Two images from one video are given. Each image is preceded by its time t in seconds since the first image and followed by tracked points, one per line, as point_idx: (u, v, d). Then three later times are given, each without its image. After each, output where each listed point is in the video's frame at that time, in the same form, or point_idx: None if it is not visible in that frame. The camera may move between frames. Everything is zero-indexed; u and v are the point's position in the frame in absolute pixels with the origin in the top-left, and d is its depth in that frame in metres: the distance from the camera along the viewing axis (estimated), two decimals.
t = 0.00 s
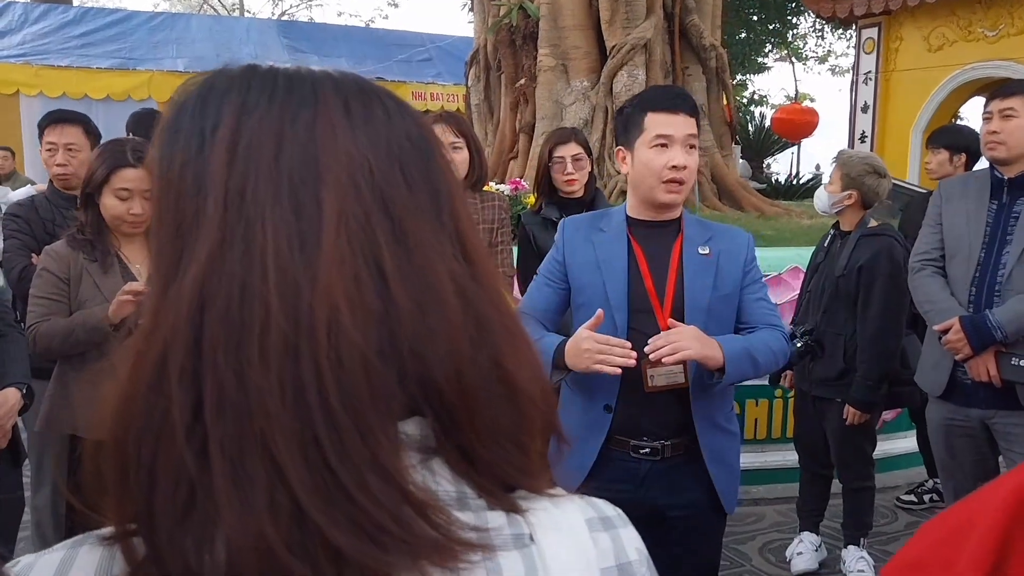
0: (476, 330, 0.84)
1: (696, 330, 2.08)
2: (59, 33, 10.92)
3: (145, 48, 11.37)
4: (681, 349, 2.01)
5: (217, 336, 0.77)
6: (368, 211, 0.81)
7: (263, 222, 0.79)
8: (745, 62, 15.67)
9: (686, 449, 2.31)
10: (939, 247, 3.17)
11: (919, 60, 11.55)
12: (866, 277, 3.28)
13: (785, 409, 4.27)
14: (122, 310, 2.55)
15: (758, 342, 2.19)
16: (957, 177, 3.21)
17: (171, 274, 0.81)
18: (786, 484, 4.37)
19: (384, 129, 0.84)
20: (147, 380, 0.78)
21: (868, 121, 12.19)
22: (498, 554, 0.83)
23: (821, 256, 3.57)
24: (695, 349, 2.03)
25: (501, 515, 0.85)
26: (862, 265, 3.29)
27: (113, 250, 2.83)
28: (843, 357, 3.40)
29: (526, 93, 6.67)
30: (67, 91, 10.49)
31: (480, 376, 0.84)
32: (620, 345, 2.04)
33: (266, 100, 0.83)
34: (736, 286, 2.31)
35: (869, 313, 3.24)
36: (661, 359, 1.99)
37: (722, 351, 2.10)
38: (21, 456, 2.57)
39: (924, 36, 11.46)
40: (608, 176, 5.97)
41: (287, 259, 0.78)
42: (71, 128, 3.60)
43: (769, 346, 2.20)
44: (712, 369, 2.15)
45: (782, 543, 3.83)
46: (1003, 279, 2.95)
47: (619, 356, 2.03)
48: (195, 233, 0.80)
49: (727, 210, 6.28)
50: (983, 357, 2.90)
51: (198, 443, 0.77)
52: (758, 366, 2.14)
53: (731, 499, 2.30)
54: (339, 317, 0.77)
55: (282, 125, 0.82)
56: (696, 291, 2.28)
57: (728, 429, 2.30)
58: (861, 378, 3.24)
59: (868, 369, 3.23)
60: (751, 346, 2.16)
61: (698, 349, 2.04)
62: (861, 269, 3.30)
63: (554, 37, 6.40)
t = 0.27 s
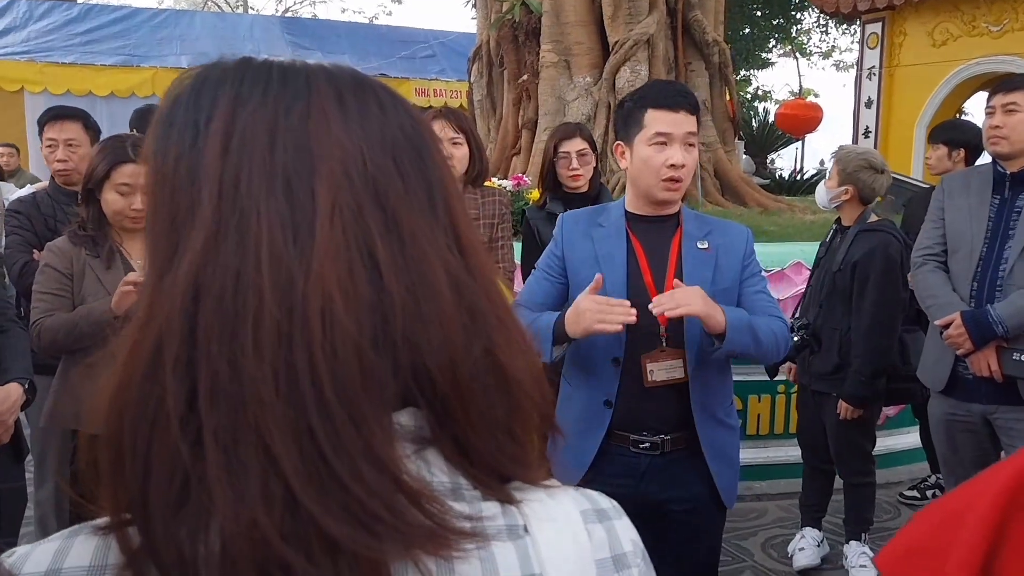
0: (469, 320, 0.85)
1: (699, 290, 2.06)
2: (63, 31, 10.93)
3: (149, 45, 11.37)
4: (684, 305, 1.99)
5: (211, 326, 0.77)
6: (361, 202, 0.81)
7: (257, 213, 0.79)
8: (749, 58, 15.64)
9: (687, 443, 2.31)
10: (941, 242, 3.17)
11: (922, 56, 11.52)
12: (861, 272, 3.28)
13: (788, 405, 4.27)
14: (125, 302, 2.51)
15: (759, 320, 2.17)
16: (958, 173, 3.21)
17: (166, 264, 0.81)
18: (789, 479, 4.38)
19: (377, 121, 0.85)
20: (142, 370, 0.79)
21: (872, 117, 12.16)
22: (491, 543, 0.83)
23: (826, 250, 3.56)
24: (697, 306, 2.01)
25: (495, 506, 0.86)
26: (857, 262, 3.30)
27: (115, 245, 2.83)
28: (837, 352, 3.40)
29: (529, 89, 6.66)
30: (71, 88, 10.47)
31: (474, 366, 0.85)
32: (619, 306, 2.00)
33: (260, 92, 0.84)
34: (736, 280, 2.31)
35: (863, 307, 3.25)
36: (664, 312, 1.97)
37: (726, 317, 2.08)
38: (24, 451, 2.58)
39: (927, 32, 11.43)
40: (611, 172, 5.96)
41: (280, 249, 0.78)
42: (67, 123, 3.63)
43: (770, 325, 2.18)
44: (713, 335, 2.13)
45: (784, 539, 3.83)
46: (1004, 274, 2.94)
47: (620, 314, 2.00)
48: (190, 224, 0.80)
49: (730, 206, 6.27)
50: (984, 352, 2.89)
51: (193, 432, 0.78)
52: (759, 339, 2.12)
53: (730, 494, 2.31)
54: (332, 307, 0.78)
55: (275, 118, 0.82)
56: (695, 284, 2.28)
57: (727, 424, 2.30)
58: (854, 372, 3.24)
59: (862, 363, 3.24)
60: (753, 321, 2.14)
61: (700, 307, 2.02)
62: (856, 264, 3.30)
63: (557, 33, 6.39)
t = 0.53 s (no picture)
0: (469, 316, 0.84)
1: (696, 324, 2.05)
2: (70, 31, 10.96)
3: (156, 44, 11.39)
4: (677, 340, 1.99)
5: (209, 321, 0.77)
6: (360, 196, 0.81)
7: (256, 207, 0.79)
8: (755, 57, 15.60)
9: (691, 442, 2.30)
10: (947, 240, 3.15)
11: (929, 54, 11.48)
12: (856, 270, 3.26)
13: (794, 404, 4.25)
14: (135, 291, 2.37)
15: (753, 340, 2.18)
16: (965, 171, 3.19)
17: (164, 259, 0.81)
18: (795, 479, 4.36)
19: (376, 115, 0.84)
20: (140, 365, 0.78)
21: (878, 116, 12.12)
22: (492, 541, 0.82)
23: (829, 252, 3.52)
24: (690, 341, 2.00)
25: (495, 503, 0.85)
26: (852, 259, 3.28)
27: (121, 244, 2.83)
28: (833, 351, 3.39)
29: (534, 87, 6.65)
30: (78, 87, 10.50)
31: (473, 362, 0.84)
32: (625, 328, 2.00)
33: (259, 86, 0.83)
34: (739, 281, 2.30)
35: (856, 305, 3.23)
36: (657, 348, 1.98)
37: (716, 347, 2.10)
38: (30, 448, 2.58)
39: (934, 30, 11.38)
40: (616, 170, 5.95)
41: (279, 243, 0.78)
42: (74, 122, 3.60)
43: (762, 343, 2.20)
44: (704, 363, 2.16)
45: (789, 538, 3.82)
46: (1011, 273, 2.92)
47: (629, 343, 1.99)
48: (188, 219, 0.80)
49: (736, 204, 6.25)
50: (990, 351, 2.87)
51: (191, 428, 0.77)
52: (750, 364, 2.14)
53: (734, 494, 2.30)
54: (330, 302, 0.77)
55: (274, 112, 0.82)
56: (699, 286, 2.27)
57: (731, 424, 2.29)
58: (847, 370, 3.24)
59: (854, 361, 3.23)
60: (746, 344, 2.16)
61: (694, 342, 2.02)
62: (851, 263, 3.28)
63: (562, 32, 6.38)
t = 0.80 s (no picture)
0: (473, 318, 0.84)
1: (706, 333, 2.09)
2: (78, 32, 11.00)
3: (163, 46, 11.42)
4: (687, 353, 2.04)
5: (212, 321, 0.77)
6: (363, 197, 0.80)
7: (259, 208, 0.78)
8: (762, 57, 15.55)
9: (697, 444, 2.28)
10: (956, 242, 3.13)
11: (938, 54, 11.43)
12: (850, 270, 3.24)
13: (801, 406, 4.23)
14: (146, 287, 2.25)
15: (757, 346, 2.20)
16: (974, 171, 3.16)
17: (167, 260, 0.80)
18: (801, 481, 4.35)
19: (380, 116, 0.84)
20: (142, 366, 0.78)
21: (886, 116, 12.07)
22: (496, 544, 0.82)
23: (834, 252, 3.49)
24: (701, 353, 2.05)
25: (499, 507, 0.85)
26: (846, 260, 3.27)
27: (129, 245, 2.83)
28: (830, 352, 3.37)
29: (541, 88, 6.64)
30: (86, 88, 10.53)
31: (477, 364, 0.84)
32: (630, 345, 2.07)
33: (262, 86, 0.83)
34: (747, 282, 2.30)
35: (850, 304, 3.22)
36: (668, 362, 2.03)
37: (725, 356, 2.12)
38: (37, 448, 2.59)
39: (943, 30, 11.33)
40: (623, 171, 5.93)
41: (282, 245, 0.77)
42: (84, 121, 3.61)
43: (765, 347, 2.22)
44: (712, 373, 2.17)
45: (796, 540, 3.80)
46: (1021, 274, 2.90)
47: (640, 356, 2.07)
48: (191, 219, 0.80)
49: (743, 205, 6.23)
50: (999, 353, 2.85)
51: (194, 430, 0.77)
52: (756, 371, 2.16)
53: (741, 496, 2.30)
54: (333, 302, 0.77)
55: (277, 112, 0.81)
56: (707, 287, 2.25)
57: (737, 426, 2.29)
58: (839, 371, 3.23)
59: (847, 363, 3.21)
60: (752, 351, 2.18)
61: (705, 352, 2.06)
62: (846, 263, 3.27)
63: (569, 32, 6.37)
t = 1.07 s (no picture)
0: (482, 321, 0.83)
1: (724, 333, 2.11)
2: (85, 34, 11.03)
3: (170, 47, 11.45)
4: (707, 351, 2.06)
5: (223, 325, 0.76)
6: (373, 200, 0.80)
7: (269, 211, 0.78)
8: (768, 58, 15.52)
9: (703, 447, 2.27)
10: (964, 244, 3.12)
11: (944, 55, 11.39)
12: (842, 271, 3.24)
13: (807, 408, 4.22)
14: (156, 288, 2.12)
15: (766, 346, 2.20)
16: (982, 172, 3.15)
17: (178, 264, 0.80)
18: (808, 483, 4.33)
19: (390, 118, 0.83)
20: (153, 369, 0.78)
21: (892, 117, 12.04)
22: (506, 549, 0.81)
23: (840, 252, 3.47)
24: (720, 353, 2.07)
25: (509, 511, 0.84)
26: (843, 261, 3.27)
27: (137, 246, 2.83)
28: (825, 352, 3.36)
29: (546, 89, 6.64)
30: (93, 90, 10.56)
31: (487, 368, 0.83)
32: (644, 341, 2.07)
33: (272, 90, 0.83)
34: (754, 284, 2.29)
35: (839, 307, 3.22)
36: (686, 359, 2.05)
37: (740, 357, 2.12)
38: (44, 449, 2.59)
39: (949, 31, 11.30)
40: (629, 172, 5.92)
41: (292, 248, 0.77)
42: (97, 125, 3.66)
43: (775, 349, 2.22)
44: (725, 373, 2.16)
45: (802, 543, 3.79)
46: None
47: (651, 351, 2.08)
48: (202, 222, 0.80)
49: (749, 207, 6.21)
50: (1008, 355, 2.83)
51: (205, 434, 0.77)
52: (768, 372, 2.16)
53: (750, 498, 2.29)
54: (343, 306, 0.76)
55: (288, 115, 0.81)
56: (715, 288, 2.26)
57: (746, 429, 2.28)
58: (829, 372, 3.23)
59: (837, 364, 3.19)
60: (764, 353, 2.18)
61: (723, 352, 2.08)
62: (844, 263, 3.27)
63: (574, 33, 6.37)
